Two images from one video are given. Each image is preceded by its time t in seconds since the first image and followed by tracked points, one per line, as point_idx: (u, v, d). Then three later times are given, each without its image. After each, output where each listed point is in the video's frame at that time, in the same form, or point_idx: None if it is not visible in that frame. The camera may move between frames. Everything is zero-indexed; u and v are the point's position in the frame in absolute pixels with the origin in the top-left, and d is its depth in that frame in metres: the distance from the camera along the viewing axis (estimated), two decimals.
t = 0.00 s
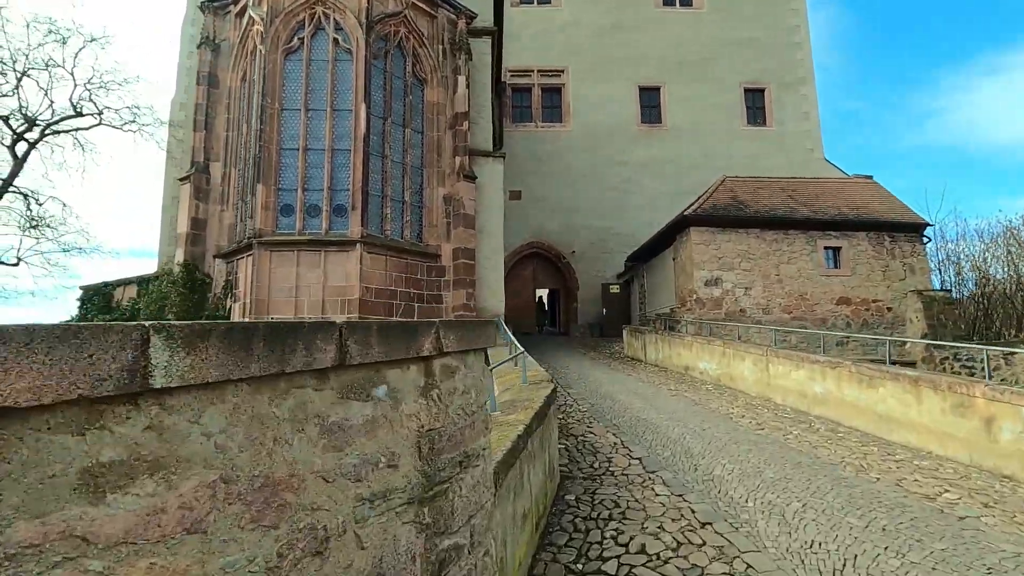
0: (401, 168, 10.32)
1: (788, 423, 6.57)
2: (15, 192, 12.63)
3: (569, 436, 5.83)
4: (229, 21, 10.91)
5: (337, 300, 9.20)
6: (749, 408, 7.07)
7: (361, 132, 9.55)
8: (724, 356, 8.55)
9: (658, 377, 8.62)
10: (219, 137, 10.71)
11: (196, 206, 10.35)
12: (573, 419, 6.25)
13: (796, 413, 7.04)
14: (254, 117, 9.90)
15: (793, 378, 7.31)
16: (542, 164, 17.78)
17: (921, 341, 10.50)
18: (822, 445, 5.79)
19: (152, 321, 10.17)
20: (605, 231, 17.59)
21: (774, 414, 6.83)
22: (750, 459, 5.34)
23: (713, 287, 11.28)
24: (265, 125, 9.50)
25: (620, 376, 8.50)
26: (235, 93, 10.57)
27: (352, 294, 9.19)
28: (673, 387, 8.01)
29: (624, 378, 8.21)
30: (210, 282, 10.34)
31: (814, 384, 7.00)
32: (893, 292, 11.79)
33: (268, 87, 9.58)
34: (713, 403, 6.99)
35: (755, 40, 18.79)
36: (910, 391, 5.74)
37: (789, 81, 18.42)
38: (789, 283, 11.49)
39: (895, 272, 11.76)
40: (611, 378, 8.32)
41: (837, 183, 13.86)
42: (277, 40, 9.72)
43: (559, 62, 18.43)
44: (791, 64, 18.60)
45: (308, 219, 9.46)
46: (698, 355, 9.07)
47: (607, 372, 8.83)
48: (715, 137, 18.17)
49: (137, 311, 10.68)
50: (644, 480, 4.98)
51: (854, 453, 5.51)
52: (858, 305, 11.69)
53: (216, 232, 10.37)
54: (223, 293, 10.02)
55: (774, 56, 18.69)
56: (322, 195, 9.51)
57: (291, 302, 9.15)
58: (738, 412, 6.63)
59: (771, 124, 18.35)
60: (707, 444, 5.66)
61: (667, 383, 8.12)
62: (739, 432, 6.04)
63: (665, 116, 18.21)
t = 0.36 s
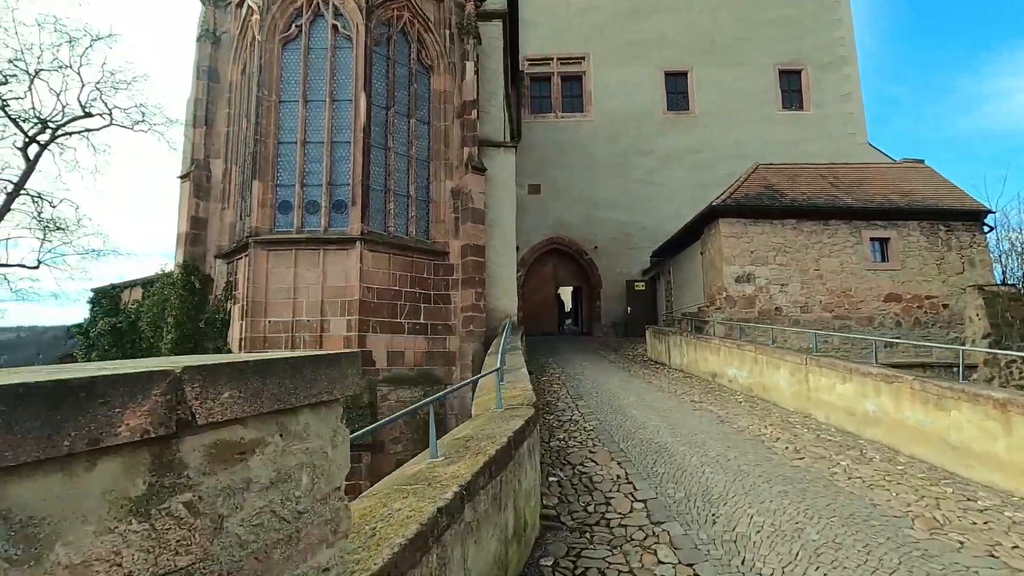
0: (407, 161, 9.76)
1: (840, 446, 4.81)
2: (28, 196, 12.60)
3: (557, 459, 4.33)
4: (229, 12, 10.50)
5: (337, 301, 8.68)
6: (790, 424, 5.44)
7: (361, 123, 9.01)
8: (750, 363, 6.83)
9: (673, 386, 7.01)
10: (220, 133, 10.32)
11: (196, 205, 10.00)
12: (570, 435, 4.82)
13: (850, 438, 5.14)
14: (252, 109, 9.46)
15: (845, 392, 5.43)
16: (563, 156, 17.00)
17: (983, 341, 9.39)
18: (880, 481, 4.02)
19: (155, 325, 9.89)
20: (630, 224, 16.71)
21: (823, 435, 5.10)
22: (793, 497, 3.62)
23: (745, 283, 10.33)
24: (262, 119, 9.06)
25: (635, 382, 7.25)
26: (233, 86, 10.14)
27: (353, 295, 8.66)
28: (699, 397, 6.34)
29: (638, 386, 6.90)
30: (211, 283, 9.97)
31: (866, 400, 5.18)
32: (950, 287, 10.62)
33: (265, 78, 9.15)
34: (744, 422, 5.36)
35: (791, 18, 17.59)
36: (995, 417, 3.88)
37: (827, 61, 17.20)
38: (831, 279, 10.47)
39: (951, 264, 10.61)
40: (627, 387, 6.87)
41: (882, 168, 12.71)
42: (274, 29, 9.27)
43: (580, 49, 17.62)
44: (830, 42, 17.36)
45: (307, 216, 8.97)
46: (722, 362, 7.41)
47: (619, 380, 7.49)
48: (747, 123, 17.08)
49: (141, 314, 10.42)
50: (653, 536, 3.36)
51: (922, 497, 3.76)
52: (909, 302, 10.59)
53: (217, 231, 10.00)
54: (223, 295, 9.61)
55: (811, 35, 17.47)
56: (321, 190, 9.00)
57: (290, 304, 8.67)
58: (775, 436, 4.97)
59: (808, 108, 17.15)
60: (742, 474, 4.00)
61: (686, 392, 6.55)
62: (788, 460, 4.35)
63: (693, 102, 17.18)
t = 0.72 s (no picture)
0: (420, 144, 9.21)
1: (917, 469, 3.95)
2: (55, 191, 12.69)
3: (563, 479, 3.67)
4: None
5: (346, 293, 8.21)
6: (853, 437, 4.55)
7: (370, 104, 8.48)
8: (801, 360, 5.91)
9: (709, 385, 6.17)
10: (231, 120, 9.99)
11: (208, 196, 9.74)
12: (583, 447, 4.15)
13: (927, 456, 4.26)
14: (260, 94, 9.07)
15: (922, 398, 4.49)
16: (593, 140, 16.15)
17: None
18: (984, 523, 3.16)
19: (169, 319, 9.69)
20: (665, 210, 15.75)
21: (892, 451, 4.25)
22: (859, 549, 2.80)
23: (792, 270, 9.35)
24: (269, 102, 8.66)
25: (666, 380, 6.47)
26: (242, 71, 9.76)
27: (362, 286, 8.17)
28: (739, 399, 5.50)
29: (668, 385, 6.11)
30: (223, 276, 9.69)
31: (949, 409, 4.20)
32: None
33: (271, 60, 8.73)
34: (792, 432, 4.53)
35: None
36: None
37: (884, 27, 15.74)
38: (891, 264, 9.37)
39: None
40: (657, 385, 6.09)
41: (950, 140, 11.39)
42: (280, 8, 8.84)
43: (611, 25, 16.67)
44: (887, 6, 15.88)
45: (315, 204, 8.53)
46: (767, 359, 6.50)
47: (648, 378, 6.71)
48: (793, 98, 15.82)
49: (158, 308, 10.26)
50: None
51: None
52: (984, 289, 9.37)
53: (229, 223, 9.71)
54: (234, 288, 9.30)
55: None
56: (330, 176, 8.54)
57: (298, 296, 8.26)
58: (832, 453, 4.14)
59: (862, 79, 15.75)
60: (789, 509, 3.23)
61: (725, 394, 5.71)
62: (848, 488, 3.56)
63: (734, 77, 16.02)
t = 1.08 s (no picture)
0: (416, 135, 8.70)
1: (987, 511, 2.98)
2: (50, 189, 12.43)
3: (541, 510, 2.96)
4: None
5: (336, 293, 7.73)
6: (899, 463, 3.70)
7: (361, 93, 7.98)
8: (832, 367, 4.99)
9: (726, 398, 5.34)
10: (220, 113, 9.56)
11: (196, 192, 9.34)
12: (576, 473, 3.44)
13: (995, 494, 3.22)
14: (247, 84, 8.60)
15: (989, 420, 3.41)
16: (603, 132, 15.53)
17: None
18: None
19: (157, 321, 9.29)
20: (679, 205, 15.08)
21: (951, 485, 3.31)
22: None
23: (815, 267, 8.70)
24: (255, 92, 8.18)
25: (678, 390, 5.76)
26: (229, 60, 9.31)
27: (353, 286, 7.68)
28: (761, 415, 4.65)
29: (682, 397, 5.38)
30: (212, 276, 9.28)
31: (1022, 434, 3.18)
32: None
33: (258, 48, 8.26)
34: (830, 459, 3.67)
35: None
36: None
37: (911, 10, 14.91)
38: (924, 260, 8.67)
39: None
40: (672, 397, 5.34)
41: (986, 126, 10.62)
42: None
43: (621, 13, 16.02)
44: None
45: (304, 199, 8.05)
46: (794, 367, 5.62)
47: (660, 388, 5.92)
48: (814, 86, 15.05)
49: (146, 310, 9.89)
50: None
51: None
52: None
53: (218, 220, 9.29)
54: (223, 289, 8.89)
55: None
56: (319, 170, 8.05)
57: (286, 297, 7.79)
58: (877, 487, 3.24)
59: (887, 65, 14.95)
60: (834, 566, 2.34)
61: (743, 407, 4.91)
62: (906, 540, 2.61)
63: (751, 65, 15.29)
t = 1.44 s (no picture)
0: (414, 129, 8.44)
1: None
2: (49, 188, 12.30)
3: (532, 534, 2.67)
4: None
5: (331, 292, 7.49)
6: (932, 479, 3.36)
7: (356, 86, 7.73)
8: (852, 371, 4.66)
9: (737, 403, 5.02)
10: (215, 108, 9.34)
11: (191, 189, 9.13)
12: (572, 489, 3.15)
13: None
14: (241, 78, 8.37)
15: None
16: (609, 128, 15.18)
17: None
18: None
19: (152, 321, 9.09)
20: (687, 201, 14.72)
21: (993, 506, 2.96)
22: None
23: (830, 264, 8.34)
24: (248, 85, 7.95)
25: (686, 394, 5.45)
26: (224, 54, 9.08)
27: (348, 285, 7.43)
28: (775, 423, 4.34)
29: (690, 401, 5.07)
30: (207, 275, 9.07)
31: None
32: None
33: (252, 40, 8.03)
34: (852, 474, 3.35)
35: None
36: None
37: None
38: (945, 256, 8.29)
39: None
40: (680, 401, 5.04)
41: (1009, 116, 10.19)
42: None
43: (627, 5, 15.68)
44: None
45: (299, 196, 7.81)
46: (810, 370, 5.29)
47: (666, 391, 5.62)
48: (827, 78, 14.63)
49: (141, 310, 9.70)
50: None
51: None
52: None
53: (213, 218, 9.08)
54: (218, 288, 8.67)
55: None
56: (314, 165, 7.81)
57: (280, 297, 7.55)
58: (908, 508, 2.92)
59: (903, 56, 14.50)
60: None
61: (755, 414, 4.58)
62: None
63: (761, 58, 14.88)
